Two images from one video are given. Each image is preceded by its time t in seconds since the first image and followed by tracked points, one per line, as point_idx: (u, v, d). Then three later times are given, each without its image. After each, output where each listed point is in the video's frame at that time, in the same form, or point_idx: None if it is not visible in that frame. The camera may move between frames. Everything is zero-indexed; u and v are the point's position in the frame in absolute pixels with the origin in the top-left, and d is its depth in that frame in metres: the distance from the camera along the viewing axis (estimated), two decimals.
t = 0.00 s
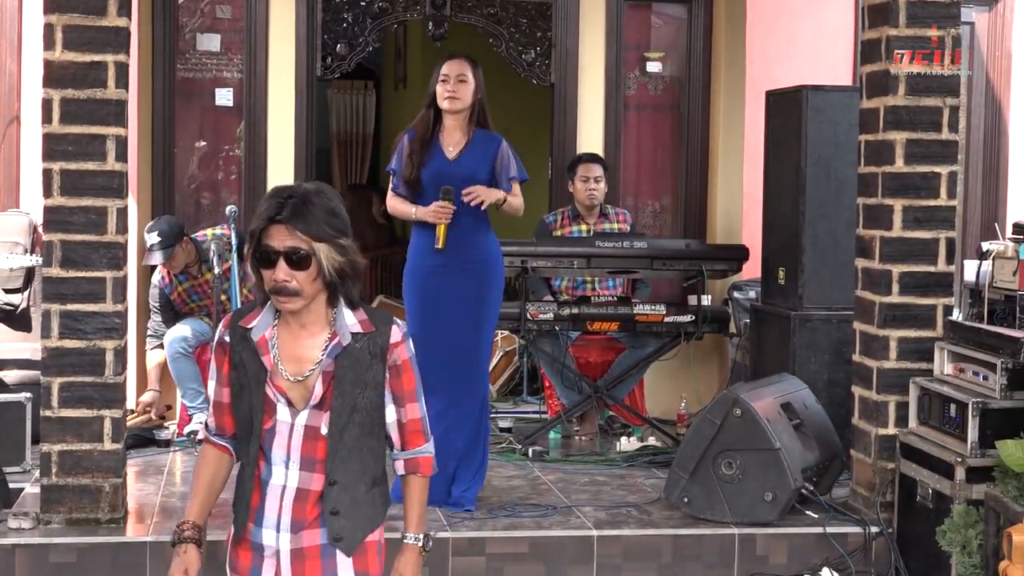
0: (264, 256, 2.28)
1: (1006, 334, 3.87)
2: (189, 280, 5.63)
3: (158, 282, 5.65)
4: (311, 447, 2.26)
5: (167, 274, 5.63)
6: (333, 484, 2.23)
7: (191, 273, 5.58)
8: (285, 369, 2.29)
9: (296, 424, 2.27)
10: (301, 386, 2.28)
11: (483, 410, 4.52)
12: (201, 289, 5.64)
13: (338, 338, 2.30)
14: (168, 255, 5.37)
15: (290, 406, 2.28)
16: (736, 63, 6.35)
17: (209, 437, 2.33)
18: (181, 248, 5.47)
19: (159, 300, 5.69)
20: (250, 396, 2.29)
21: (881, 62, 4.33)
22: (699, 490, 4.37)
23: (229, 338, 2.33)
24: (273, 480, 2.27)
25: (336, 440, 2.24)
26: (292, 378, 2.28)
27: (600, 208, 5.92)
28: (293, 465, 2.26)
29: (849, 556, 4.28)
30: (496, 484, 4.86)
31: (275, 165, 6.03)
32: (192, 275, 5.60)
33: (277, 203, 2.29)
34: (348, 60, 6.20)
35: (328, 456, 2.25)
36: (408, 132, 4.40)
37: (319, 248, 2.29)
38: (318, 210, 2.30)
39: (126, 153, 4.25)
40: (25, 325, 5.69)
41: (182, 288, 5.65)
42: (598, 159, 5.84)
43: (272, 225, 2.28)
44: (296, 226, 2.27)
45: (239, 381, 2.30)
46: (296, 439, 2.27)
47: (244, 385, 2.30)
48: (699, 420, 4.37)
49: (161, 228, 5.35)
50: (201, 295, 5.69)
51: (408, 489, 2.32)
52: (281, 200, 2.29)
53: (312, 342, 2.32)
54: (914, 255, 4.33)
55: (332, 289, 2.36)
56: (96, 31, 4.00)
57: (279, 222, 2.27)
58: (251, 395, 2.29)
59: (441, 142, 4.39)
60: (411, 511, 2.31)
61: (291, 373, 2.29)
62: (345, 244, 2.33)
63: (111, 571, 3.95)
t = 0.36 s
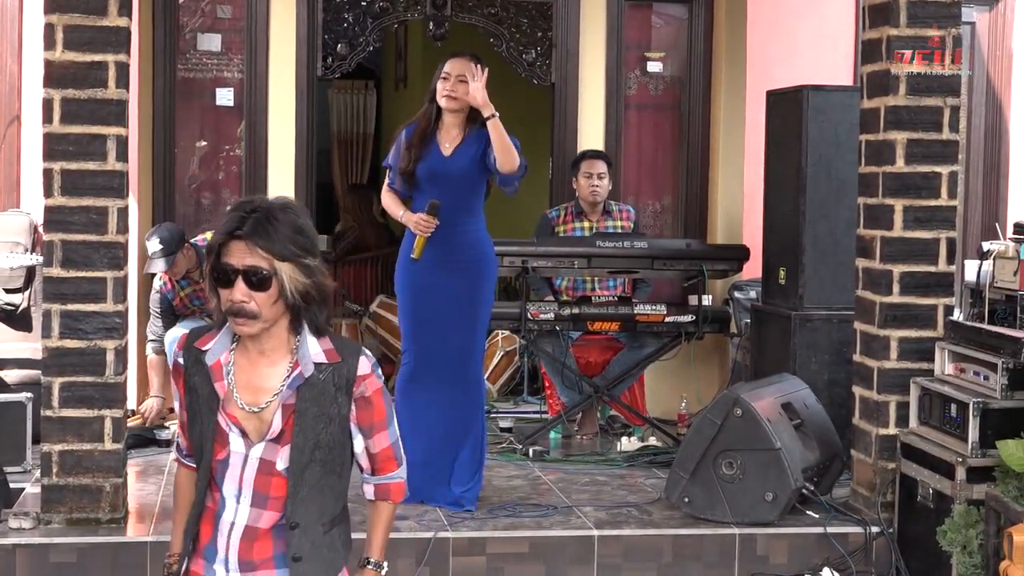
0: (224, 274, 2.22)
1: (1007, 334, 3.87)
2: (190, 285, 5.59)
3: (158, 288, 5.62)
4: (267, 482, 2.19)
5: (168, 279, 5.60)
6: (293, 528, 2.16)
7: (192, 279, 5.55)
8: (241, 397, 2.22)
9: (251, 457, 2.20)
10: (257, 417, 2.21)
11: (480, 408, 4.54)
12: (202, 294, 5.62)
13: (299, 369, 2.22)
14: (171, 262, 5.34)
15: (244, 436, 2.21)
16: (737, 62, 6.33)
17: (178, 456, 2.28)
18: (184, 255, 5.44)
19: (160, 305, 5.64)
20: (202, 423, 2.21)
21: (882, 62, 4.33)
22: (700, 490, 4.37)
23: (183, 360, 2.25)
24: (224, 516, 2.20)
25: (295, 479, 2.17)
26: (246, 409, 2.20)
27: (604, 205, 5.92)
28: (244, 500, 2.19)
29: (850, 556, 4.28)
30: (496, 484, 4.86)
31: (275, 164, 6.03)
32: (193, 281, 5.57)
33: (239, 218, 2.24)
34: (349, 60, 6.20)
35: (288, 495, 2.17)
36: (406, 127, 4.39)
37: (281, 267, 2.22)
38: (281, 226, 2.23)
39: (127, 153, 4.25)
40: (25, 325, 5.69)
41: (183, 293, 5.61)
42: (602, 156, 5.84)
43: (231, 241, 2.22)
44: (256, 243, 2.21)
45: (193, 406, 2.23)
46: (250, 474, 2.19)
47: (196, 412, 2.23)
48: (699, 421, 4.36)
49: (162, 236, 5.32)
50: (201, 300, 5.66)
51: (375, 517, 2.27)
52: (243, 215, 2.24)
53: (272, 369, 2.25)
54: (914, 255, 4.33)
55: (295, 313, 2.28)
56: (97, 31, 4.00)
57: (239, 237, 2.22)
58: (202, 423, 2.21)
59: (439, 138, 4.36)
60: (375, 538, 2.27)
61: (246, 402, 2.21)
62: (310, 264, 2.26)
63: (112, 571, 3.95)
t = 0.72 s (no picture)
0: (147, 290, 2.06)
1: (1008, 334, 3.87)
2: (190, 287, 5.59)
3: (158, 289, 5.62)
4: (223, 506, 2.06)
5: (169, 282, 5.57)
6: (253, 554, 2.02)
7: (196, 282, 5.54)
8: (189, 417, 2.10)
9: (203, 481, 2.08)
10: (205, 440, 2.08)
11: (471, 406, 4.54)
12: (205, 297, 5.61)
13: (240, 386, 2.08)
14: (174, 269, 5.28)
15: (196, 460, 2.09)
16: (738, 61, 6.31)
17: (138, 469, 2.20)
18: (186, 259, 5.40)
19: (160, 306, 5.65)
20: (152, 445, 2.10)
21: (883, 62, 4.33)
22: (701, 490, 4.37)
23: (128, 378, 2.16)
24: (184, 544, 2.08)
25: (249, 502, 2.03)
26: (195, 431, 2.08)
27: (605, 204, 5.92)
28: (204, 526, 2.07)
29: (850, 555, 4.29)
30: (497, 484, 4.86)
31: (276, 164, 6.03)
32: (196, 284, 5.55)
33: (162, 227, 2.08)
34: (350, 60, 6.21)
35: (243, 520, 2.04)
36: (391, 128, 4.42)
37: (206, 281, 2.05)
38: (208, 236, 2.06)
39: (128, 153, 4.25)
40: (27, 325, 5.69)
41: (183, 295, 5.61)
42: (603, 155, 5.85)
43: (154, 254, 2.06)
44: (179, 256, 2.04)
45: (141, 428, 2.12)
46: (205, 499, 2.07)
47: (146, 435, 2.12)
48: (700, 421, 4.37)
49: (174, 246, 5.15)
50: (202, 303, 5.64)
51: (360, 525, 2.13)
52: (167, 225, 2.07)
53: (217, 387, 2.11)
54: (915, 256, 4.33)
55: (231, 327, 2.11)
56: (97, 31, 4.00)
57: (160, 250, 2.06)
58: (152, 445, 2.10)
59: (422, 139, 4.38)
60: (365, 549, 2.11)
61: (193, 424, 2.09)
62: (242, 275, 2.09)
63: (113, 571, 3.95)
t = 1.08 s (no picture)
0: (47, 291, 1.82)
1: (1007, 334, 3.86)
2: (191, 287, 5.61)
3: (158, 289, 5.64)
4: (140, 523, 1.87)
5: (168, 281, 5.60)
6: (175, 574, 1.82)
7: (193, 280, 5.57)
8: (102, 429, 1.88)
9: (120, 498, 1.88)
10: (122, 453, 1.88)
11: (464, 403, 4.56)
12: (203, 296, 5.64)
13: (162, 390, 1.87)
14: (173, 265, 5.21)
15: (110, 473, 1.89)
16: (739, 61, 6.31)
17: (36, 487, 1.96)
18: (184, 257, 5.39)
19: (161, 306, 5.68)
20: (60, 459, 1.88)
21: (884, 62, 4.33)
22: (701, 490, 4.37)
23: (32, 387, 1.92)
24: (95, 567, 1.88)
25: (171, 518, 1.83)
26: (109, 442, 1.87)
27: (603, 203, 5.93)
28: (117, 547, 1.87)
29: (851, 556, 4.29)
30: (497, 484, 4.86)
31: (276, 164, 6.03)
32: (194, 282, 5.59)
33: (67, 223, 1.84)
34: (350, 60, 6.23)
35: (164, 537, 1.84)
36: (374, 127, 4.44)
37: (108, 283, 1.81)
38: (114, 234, 1.82)
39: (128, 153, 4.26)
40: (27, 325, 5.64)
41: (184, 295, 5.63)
42: (600, 154, 5.83)
43: (53, 251, 1.82)
44: (81, 256, 1.81)
45: (47, 441, 1.89)
46: (121, 516, 1.88)
47: (52, 447, 1.89)
48: (700, 421, 4.37)
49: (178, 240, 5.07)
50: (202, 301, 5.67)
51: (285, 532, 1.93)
52: (71, 221, 1.83)
53: (131, 396, 1.89)
54: (916, 255, 4.33)
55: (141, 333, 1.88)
56: (98, 31, 4.00)
57: (59, 248, 1.82)
58: (60, 459, 1.88)
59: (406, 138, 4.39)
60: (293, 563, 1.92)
61: (108, 436, 1.88)
62: (147, 278, 1.84)
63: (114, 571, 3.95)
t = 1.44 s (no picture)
0: None
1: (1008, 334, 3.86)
2: (191, 286, 5.62)
3: (158, 289, 5.65)
4: (76, 524, 1.79)
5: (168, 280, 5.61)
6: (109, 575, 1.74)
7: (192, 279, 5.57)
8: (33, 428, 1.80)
9: (54, 499, 1.80)
10: (56, 449, 1.80)
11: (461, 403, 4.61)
12: (203, 295, 5.63)
13: (97, 382, 1.78)
14: (172, 263, 5.31)
15: (44, 471, 1.81)
16: (739, 61, 6.31)
17: None
18: (184, 256, 5.43)
19: (161, 306, 5.69)
20: None
21: (884, 63, 4.33)
22: (702, 491, 4.37)
23: None
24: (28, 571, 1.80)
25: (104, 517, 1.75)
26: (42, 438, 1.79)
27: (600, 202, 5.92)
28: (53, 550, 1.79)
29: (852, 556, 4.29)
30: (497, 484, 4.86)
31: (276, 164, 6.03)
32: (194, 281, 5.59)
33: None
34: (351, 60, 6.23)
35: (98, 537, 1.75)
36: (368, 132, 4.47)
37: (35, 272, 1.71)
38: (39, 223, 1.72)
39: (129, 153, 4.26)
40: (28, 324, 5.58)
41: (184, 295, 5.64)
42: (597, 153, 5.83)
43: None
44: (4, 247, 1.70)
45: None
46: (55, 517, 1.80)
47: None
48: (701, 422, 4.37)
49: (165, 236, 5.29)
50: (201, 301, 5.66)
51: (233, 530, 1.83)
52: None
53: (64, 391, 1.81)
54: (916, 256, 4.33)
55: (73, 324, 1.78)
56: (98, 31, 4.01)
57: None
58: None
59: (403, 140, 4.44)
60: (241, 563, 1.81)
61: (39, 433, 1.80)
62: (80, 265, 1.74)
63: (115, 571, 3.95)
